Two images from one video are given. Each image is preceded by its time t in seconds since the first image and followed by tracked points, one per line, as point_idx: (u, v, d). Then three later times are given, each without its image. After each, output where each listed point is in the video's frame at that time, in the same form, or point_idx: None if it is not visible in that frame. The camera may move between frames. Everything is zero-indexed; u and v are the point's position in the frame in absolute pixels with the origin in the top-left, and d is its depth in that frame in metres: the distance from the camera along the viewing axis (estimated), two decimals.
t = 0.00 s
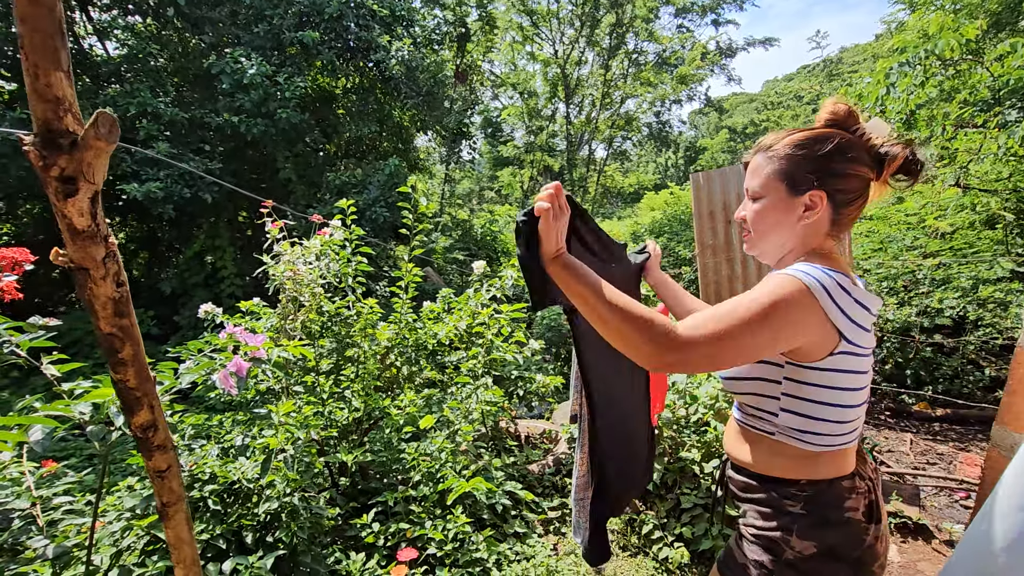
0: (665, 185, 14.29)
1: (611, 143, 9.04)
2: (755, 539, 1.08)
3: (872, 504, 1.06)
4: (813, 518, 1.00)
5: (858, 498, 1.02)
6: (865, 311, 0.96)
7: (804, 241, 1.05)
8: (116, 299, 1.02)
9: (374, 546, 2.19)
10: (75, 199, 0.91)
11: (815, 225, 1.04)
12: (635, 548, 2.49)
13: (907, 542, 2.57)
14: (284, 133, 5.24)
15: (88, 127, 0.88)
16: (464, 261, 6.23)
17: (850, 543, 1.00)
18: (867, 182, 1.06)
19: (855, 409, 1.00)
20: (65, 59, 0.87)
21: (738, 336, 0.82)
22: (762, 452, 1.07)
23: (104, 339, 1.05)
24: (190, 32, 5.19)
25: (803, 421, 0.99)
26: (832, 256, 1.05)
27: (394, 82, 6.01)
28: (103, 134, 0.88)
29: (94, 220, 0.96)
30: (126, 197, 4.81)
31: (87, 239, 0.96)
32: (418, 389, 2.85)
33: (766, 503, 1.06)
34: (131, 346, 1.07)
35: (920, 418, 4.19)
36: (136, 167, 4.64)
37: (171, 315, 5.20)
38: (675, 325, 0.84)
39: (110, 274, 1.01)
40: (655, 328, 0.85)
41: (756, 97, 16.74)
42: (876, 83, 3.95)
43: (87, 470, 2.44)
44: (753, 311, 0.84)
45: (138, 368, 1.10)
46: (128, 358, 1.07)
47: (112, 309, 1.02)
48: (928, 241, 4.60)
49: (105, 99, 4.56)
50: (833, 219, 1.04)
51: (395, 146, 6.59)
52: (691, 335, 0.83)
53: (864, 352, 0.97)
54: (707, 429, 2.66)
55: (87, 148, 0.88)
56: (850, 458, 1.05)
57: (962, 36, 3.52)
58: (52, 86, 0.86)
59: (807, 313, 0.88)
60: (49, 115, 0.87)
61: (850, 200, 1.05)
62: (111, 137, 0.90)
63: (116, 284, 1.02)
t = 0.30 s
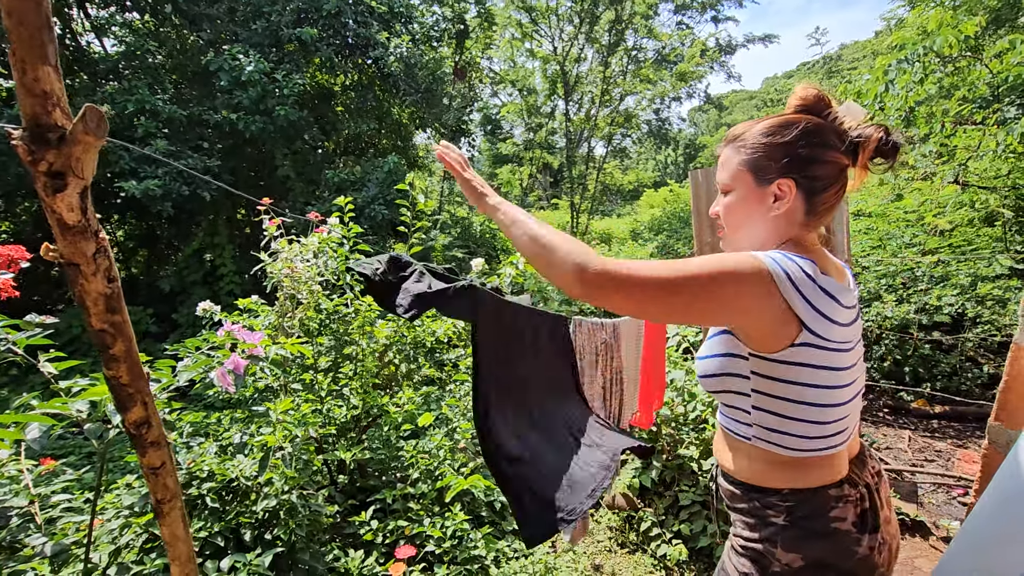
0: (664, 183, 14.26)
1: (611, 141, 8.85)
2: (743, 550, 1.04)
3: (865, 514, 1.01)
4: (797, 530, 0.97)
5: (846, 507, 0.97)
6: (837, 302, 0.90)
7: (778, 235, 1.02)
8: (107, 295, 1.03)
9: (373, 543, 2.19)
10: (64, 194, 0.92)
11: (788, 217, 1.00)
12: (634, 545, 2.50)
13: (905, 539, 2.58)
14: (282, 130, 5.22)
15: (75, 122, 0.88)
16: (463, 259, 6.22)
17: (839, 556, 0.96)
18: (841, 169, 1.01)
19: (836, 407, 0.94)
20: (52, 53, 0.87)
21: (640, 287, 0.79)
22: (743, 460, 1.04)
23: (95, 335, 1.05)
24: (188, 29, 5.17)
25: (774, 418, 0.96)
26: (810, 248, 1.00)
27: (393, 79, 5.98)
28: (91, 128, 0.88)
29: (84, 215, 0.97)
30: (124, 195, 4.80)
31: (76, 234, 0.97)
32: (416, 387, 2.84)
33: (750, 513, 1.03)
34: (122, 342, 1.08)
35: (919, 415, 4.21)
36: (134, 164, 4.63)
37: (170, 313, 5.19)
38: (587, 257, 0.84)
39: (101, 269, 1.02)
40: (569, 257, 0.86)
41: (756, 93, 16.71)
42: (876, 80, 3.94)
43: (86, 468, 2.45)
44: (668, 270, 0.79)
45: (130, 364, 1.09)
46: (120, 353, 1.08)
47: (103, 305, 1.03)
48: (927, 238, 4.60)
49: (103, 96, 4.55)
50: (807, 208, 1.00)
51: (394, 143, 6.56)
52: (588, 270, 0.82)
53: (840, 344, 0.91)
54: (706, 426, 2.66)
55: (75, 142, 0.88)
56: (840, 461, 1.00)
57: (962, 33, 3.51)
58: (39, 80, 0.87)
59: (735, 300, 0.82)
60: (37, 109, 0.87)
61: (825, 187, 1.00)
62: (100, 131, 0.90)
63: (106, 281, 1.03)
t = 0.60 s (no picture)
0: (664, 180, 14.23)
1: (610, 138, 9.00)
2: (729, 543, 1.06)
3: (852, 513, 1.01)
4: (782, 525, 0.98)
5: (834, 505, 0.98)
6: (840, 305, 0.90)
7: (779, 233, 1.01)
8: (121, 300, 1.07)
9: (375, 540, 2.19)
10: (80, 200, 0.95)
11: (787, 214, 1.00)
12: (635, 542, 2.51)
13: (906, 536, 2.59)
14: (281, 128, 5.21)
15: (92, 128, 0.91)
16: (463, 257, 6.23)
17: (823, 552, 0.96)
18: (838, 163, 1.00)
19: (833, 411, 0.95)
20: (68, 58, 0.90)
21: (671, 345, 0.78)
22: (736, 456, 1.05)
23: (109, 340, 1.09)
24: (186, 26, 5.15)
25: (771, 421, 0.96)
26: (811, 246, 1.00)
27: (393, 76, 5.97)
28: (107, 134, 0.92)
29: (99, 221, 1.01)
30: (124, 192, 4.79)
31: (91, 240, 1.01)
32: (417, 384, 2.85)
33: (738, 506, 1.05)
34: (136, 347, 1.13)
35: (919, 412, 4.21)
36: (133, 162, 4.62)
37: (170, 311, 5.19)
38: (609, 342, 0.83)
39: (116, 274, 1.06)
40: (593, 348, 0.85)
41: (756, 91, 16.70)
42: (877, 76, 3.93)
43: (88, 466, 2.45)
44: (686, 315, 0.79)
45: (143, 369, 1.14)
46: (133, 359, 1.12)
47: (117, 310, 1.08)
48: (928, 236, 4.60)
49: (102, 93, 4.53)
50: (807, 204, 1.00)
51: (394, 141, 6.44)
52: (618, 351, 0.82)
53: (840, 348, 0.91)
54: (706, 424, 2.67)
55: (92, 148, 0.92)
56: (831, 462, 1.00)
57: (963, 30, 3.51)
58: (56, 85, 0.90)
59: (755, 318, 0.81)
60: (54, 115, 0.90)
61: (823, 183, 0.99)
62: (116, 138, 0.93)
63: (121, 286, 1.07)
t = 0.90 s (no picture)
0: (666, 178, 14.21)
1: (612, 136, 9.00)
2: (725, 540, 1.06)
3: (850, 514, 1.00)
4: (777, 524, 0.98)
5: (831, 506, 0.97)
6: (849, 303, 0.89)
7: (784, 230, 1.00)
8: (122, 304, 1.07)
9: (375, 539, 2.19)
10: (81, 203, 0.95)
11: (791, 209, 0.99)
12: (636, 541, 2.51)
13: (907, 536, 2.59)
14: (282, 125, 5.21)
15: (94, 130, 0.90)
16: (465, 254, 6.23)
17: (817, 553, 0.96)
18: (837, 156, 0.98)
19: (837, 410, 0.94)
20: (69, 58, 0.89)
21: (682, 342, 0.77)
22: (736, 453, 1.05)
23: (110, 344, 1.09)
24: (188, 23, 5.14)
25: (771, 417, 0.96)
26: (818, 241, 0.99)
27: (393, 73, 5.96)
28: (109, 136, 0.90)
29: (99, 224, 1.00)
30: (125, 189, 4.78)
31: (92, 243, 1.00)
32: (418, 382, 2.84)
33: (735, 503, 1.05)
34: (137, 350, 1.13)
35: (920, 411, 4.21)
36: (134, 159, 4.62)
37: (171, 309, 5.19)
38: (621, 339, 0.83)
39: (117, 278, 1.05)
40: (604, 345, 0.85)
41: (758, 89, 16.67)
42: (881, 75, 3.91)
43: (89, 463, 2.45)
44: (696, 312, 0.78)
45: (144, 371, 1.14)
46: (135, 361, 1.13)
47: (119, 313, 1.07)
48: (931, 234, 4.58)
49: (103, 90, 4.53)
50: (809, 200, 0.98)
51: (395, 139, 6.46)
52: (629, 347, 0.81)
53: (847, 347, 0.90)
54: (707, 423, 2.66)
55: (94, 151, 0.91)
56: (832, 463, 0.99)
57: (967, 28, 3.49)
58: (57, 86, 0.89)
59: (766, 315, 0.81)
60: (55, 116, 0.90)
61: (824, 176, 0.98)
62: (117, 140, 0.92)
63: (122, 289, 1.07)
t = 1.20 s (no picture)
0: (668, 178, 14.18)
1: (614, 135, 8.98)
2: (717, 527, 1.07)
3: (842, 515, 0.98)
4: (763, 515, 0.98)
5: (820, 504, 0.96)
6: (857, 305, 0.86)
7: (789, 227, 0.98)
8: (118, 310, 1.07)
9: (375, 539, 2.18)
10: (75, 206, 0.94)
11: (791, 204, 0.98)
12: (637, 542, 2.49)
13: (910, 538, 2.57)
14: (284, 124, 5.20)
15: (87, 132, 0.90)
16: (466, 253, 6.24)
17: (805, 550, 0.96)
18: (839, 157, 0.95)
19: (836, 414, 0.93)
20: (62, 57, 0.89)
21: (692, 362, 0.78)
22: (731, 446, 1.05)
23: (105, 350, 1.08)
24: (190, 21, 5.14)
25: (767, 417, 0.96)
26: (823, 234, 0.96)
27: (396, 72, 5.95)
28: (104, 139, 0.91)
29: (94, 229, 0.99)
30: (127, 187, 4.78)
31: (86, 248, 0.99)
32: (419, 381, 2.83)
33: (727, 491, 1.06)
34: (133, 356, 1.12)
35: (923, 413, 4.19)
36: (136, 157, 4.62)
37: (172, 306, 5.20)
38: (636, 358, 0.83)
39: (112, 283, 1.05)
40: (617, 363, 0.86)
41: (761, 90, 16.65)
42: (885, 75, 3.90)
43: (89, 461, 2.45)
44: (701, 330, 0.78)
45: (140, 378, 1.14)
46: (131, 368, 1.12)
47: (115, 320, 1.07)
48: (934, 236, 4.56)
49: (105, 88, 4.53)
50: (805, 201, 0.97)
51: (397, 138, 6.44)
52: (645, 372, 0.81)
53: (850, 353, 0.88)
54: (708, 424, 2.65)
55: (87, 154, 0.91)
56: (827, 464, 0.97)
57: (972, 28, 3.48)
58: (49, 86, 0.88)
59: (771, 321, 0.80)
60: (47, 117, 0.88)
61: (822, 175, 0.95)
62: (112, 144, 0.93)
63: (117, 294, 1.06)
